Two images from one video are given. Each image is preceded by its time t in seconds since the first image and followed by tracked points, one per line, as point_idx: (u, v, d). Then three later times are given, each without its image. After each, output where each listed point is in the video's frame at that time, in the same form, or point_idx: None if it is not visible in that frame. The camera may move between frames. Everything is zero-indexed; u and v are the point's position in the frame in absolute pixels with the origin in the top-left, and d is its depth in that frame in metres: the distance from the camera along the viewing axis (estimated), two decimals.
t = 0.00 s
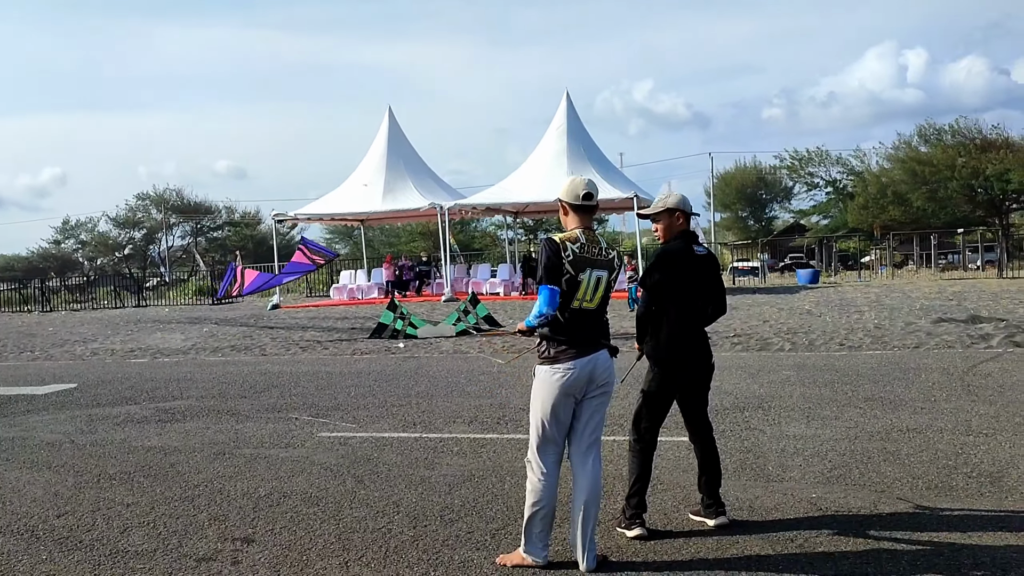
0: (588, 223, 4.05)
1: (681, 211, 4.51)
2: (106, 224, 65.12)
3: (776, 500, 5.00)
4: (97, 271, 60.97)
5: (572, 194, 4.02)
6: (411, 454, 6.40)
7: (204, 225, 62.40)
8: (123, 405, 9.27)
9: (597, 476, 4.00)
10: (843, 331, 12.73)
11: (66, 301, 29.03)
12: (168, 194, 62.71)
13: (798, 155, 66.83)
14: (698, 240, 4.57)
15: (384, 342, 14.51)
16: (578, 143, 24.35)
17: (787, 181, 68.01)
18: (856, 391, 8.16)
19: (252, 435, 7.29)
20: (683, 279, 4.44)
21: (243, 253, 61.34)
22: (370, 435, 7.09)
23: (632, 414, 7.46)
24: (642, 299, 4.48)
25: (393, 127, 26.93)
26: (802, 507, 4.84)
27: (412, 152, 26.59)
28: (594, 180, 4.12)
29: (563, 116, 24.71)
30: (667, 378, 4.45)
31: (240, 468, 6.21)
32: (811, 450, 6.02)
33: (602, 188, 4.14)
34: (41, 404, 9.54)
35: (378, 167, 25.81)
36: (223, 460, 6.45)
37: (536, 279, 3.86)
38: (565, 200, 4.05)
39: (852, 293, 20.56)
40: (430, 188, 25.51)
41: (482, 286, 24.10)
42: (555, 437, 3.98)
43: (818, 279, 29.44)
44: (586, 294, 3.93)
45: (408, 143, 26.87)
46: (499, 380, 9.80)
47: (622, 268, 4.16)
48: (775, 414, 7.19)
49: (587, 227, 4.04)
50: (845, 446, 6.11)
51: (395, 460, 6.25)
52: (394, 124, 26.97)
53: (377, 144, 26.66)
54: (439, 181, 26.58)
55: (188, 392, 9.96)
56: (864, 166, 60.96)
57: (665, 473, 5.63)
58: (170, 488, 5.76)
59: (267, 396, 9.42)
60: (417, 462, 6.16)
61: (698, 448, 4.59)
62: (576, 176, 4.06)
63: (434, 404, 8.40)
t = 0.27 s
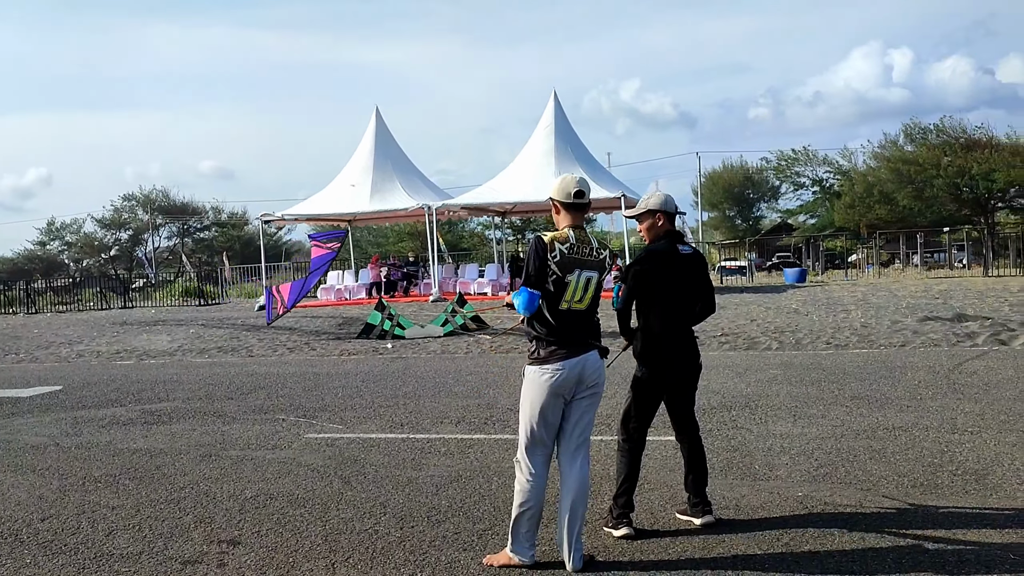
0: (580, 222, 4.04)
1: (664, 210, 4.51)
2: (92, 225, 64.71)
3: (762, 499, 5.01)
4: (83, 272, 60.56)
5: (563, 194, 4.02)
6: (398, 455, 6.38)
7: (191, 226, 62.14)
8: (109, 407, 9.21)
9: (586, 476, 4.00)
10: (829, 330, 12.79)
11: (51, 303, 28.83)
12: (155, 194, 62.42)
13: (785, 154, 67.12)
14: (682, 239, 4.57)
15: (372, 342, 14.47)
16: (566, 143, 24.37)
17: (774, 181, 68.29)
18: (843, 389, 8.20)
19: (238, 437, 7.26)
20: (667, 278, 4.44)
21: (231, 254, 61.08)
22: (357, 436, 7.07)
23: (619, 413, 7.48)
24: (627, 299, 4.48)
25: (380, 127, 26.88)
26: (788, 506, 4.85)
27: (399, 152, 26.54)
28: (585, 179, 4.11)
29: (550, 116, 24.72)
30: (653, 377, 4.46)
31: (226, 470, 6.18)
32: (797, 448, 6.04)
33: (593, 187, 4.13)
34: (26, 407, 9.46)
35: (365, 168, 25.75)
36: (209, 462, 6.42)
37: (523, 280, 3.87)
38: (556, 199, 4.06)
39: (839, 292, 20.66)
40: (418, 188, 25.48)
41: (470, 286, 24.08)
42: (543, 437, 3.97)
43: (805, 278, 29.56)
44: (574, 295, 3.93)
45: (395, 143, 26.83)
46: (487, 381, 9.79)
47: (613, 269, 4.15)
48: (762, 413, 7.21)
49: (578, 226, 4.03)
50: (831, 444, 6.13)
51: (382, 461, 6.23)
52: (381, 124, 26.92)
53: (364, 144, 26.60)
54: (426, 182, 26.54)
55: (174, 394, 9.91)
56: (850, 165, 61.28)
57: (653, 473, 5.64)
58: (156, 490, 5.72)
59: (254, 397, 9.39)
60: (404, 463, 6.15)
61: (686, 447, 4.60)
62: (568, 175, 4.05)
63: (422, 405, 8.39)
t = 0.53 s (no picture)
0: (570, 221, 4.03)
1: (649, 210, 4.50)
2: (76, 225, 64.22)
3: (748, 498, 5.02)
4: (67, 273, 60.05)
5: (553, 193, 4.02)
6: (383, 456, 6.35)
7: (176, 226, 61.81)
8: (91, 409, 9.13)
9: (569, 476, 3.99)
10: (815, 329, 12.84)
11: (35, 304, 28.60)
12: (140, 194, 62.05)
13: (770, 154, 67.39)
14: (666, 239, 4.56)
15: (358, 343, 14.40)
16: (552, 143, 24.38)
17: (760, 181, 68.53)
18: (828, 388, 8.22)
19: (223, 438, 7.21)
20: (653, 278, 4.44)
21: (216, 254, 60.72)
22: (342, 437, 7.03)
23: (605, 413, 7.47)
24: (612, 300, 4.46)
25: (366, 126, 26.80)
26: (773, 505, 4.86)
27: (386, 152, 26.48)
28: (576, 178, 4.10)
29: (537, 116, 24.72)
30: (639, 377, 4.45)
31: (210, 472, 6.14)
32: (782, 447, 6.06)
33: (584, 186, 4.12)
34: (8, 409, 9.37)
35: (351, 167, 25.67)
36: (192, 464, 6.37)
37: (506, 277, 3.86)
38: (545, 198, 4.05)
39: (825, 291, 20.73)
40: (404, 188, 25.42)
41: (457, 286, 24.04)
42: (526, 435, 3.97)
43: (791, 277, 29.67)
44: (558, 295, 3.91)
45: (381, 143, 26.76)
46: (473, 381, 9.76)
47: (601, 269, 4.13)
48: (748, 412, 7.22)
49: (567, 226, 4.01)
50: (816, 443, 6.15)
51: (367, 463, 6.20)
52: (367, 124, 26.85)
53: (350, 144, 26.51)
54: (413, 182, 26.49)
55: (159, 395, 9.83)
56: (835, 165, 61.56)
57: (639, 473, 5.64)
58: (138, 493, 5.67)
59: (239, 398, 9.32)
60: (390, 464, 6.12)
61: (670, 447, 4.59)
62: (558, 174, 4.04)
63: (408, 405, 8.36)
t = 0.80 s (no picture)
0: (560, 223, 4.03)
1: (639, 211, 4.50)
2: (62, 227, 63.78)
3: (737, 499, 5.03)
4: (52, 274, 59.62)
5: (542, 195, 4.01)
6: (372, 459, 6.34)
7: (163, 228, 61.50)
8: (78, 412, 9.07)
9: (559, 480, 3.99)
10: (802, 330, 12.90)
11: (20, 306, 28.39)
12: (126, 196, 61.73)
13: (757, 156, 67.69)
14: (656, 240, 4.57)
15: (347, 345, 14.37)
16: (540, 145, 24.40)
17: (747, 182, 68.82)
18: (816, 388, 8.26)
19: (211, 441, 7.18)
20: (642, 278, 4.44)
21: (204, 256, 60.44)
22: (331, 440, 7.01)
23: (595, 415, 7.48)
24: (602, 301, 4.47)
25: (354, 128, 26.76)
26: (762, 506, 4.87)
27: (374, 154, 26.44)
28: (565, 180, 4.10)
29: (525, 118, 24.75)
30: (628, 378, 4.45)
31: (198, 475, 6.11)
32: (771, 448, 6.08)
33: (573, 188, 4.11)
34: None
35: (339, 169, 25.62)
36: (179, 468, 6.33)
37: (497, 281, 3.86)
38: (534, 200, 4.04)
39: (812, 292, 20.83)
40: (392, 190, 25.39)
41: (446, 288, 24.01)
42: (516, 436, 3.98)
43: (778, 278, 29.79)
44: (550, 297, 3.91)
45: (370, 144, 26.72)
46: (462, 383, 9.75)
47: (591, 271, 4.14)
48: (736, 413, 7.25)
49: (557, 228, 4.01)
50: (805, 443, 6.17)
51: (357, 465, 6.18)
52: (355, 125, 26.80)
53: (338, 145, 26.46)
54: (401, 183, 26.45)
55: (146, 398, 9.78)
56: (822, 166, 61.90)
57: (629, 474, 5.65)
58: (126, 496, 5.64)
59: (227, 401, 9.28)
60: (379, 466, 6.11)
61: (661, 448, 4.61)
62: (547, 176, 4.03)
63: (397, 407, 8.35)
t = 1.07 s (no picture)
0: (556, 227, 4.01)
1: (639, 214, 4.49)
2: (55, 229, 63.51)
3: (735, 503, 5.01)
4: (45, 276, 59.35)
5: (537, 199, 3.99)
6: (369, 462, 6.31)
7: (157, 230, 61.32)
8: (72, 416, 9.01)
9: (555, 484, 3.98)
10: (798, 332, 12.88)
11: (13, 309, 28.26)
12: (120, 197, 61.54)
13: (752, 158, 67.77)
14: (656, 244, 4.55)
15: (342, 347, 14.32)
16: (535, 147, 24.39)
17: (742, 184, 68.88)
18: (814, 391, 8.25)
19: (206, 445, 7.15)
20: (642, 281, 4.43)
21: (198, 258, 60.22)
22: (328, 443, 6.98)
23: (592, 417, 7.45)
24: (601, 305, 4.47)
25: (349, 129, 26.72)
26: (760, 510, 4.86)
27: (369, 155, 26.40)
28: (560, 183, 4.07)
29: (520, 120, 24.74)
30: (628, 381, 4.45)
31: (194, 479, 6.07)
32: (769, 452, 6.06)
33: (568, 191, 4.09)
34: None
35: (334, 170, 25.57)
36: (174, 472, 6.29)
37: (494, 286, 3.84)
38: (530, 204, 4.02)
39: (807, 294, 20.81)
40: (387, 191, 25.35)
41: (441, 289, 23.97)
42: (513, 437, 3.97)
43: (774, 280, 29.80)
44: (547, 301, 3.90)
45: (365, 146, 26.68)
46: (458, 386, 9.71)
47: (588, 274, 4.12)
48: (734, 416, 7.23)
49: (553, 232, 4.00)
50: (803, 447, 6.16)
51: (354, 469, 6.15)
52: (350, 127, 26.76)
53: (333, 147, 26.42)
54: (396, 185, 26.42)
55: (141, 401, 9.72)
56: (816, 168, 62.00)
57: (626, 477, 5.63)
58: (121, 501, 5.60)
59: (223, 404, 9.24)
60: (376, 470, 6.09)
61: (658, 450, 4.59)
62: (542, 180, 4.01)
63: (394, 410, 8.31)
